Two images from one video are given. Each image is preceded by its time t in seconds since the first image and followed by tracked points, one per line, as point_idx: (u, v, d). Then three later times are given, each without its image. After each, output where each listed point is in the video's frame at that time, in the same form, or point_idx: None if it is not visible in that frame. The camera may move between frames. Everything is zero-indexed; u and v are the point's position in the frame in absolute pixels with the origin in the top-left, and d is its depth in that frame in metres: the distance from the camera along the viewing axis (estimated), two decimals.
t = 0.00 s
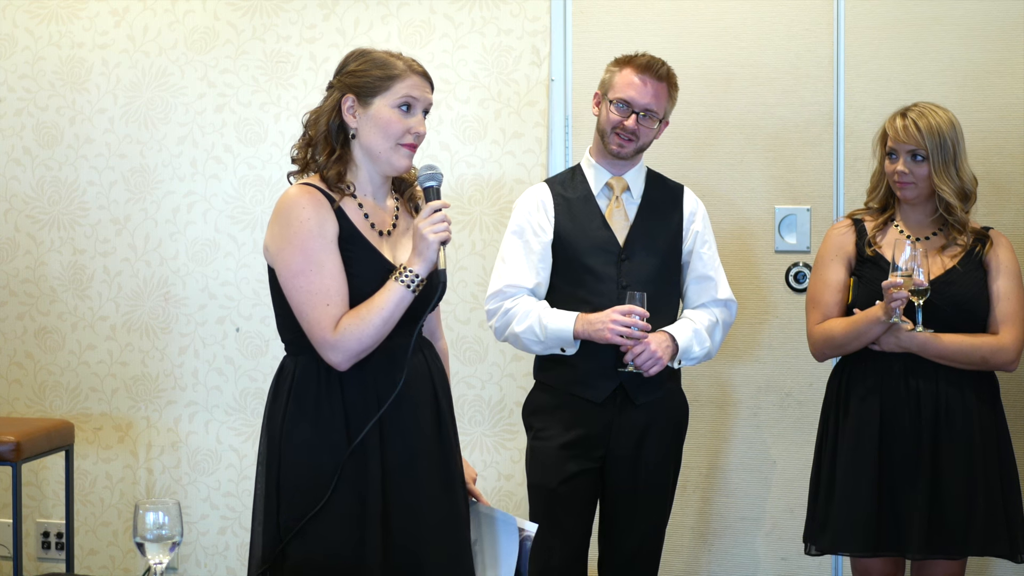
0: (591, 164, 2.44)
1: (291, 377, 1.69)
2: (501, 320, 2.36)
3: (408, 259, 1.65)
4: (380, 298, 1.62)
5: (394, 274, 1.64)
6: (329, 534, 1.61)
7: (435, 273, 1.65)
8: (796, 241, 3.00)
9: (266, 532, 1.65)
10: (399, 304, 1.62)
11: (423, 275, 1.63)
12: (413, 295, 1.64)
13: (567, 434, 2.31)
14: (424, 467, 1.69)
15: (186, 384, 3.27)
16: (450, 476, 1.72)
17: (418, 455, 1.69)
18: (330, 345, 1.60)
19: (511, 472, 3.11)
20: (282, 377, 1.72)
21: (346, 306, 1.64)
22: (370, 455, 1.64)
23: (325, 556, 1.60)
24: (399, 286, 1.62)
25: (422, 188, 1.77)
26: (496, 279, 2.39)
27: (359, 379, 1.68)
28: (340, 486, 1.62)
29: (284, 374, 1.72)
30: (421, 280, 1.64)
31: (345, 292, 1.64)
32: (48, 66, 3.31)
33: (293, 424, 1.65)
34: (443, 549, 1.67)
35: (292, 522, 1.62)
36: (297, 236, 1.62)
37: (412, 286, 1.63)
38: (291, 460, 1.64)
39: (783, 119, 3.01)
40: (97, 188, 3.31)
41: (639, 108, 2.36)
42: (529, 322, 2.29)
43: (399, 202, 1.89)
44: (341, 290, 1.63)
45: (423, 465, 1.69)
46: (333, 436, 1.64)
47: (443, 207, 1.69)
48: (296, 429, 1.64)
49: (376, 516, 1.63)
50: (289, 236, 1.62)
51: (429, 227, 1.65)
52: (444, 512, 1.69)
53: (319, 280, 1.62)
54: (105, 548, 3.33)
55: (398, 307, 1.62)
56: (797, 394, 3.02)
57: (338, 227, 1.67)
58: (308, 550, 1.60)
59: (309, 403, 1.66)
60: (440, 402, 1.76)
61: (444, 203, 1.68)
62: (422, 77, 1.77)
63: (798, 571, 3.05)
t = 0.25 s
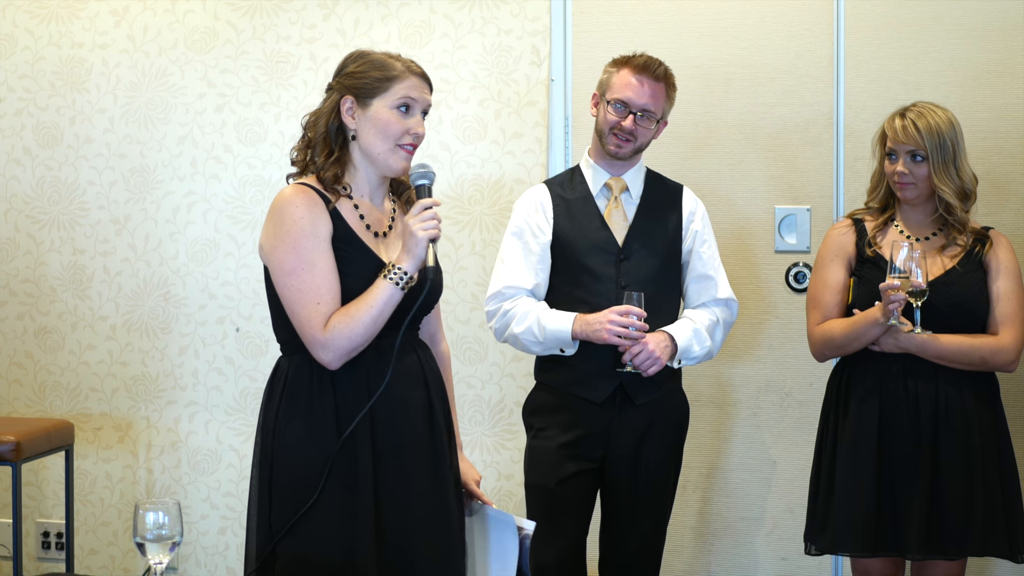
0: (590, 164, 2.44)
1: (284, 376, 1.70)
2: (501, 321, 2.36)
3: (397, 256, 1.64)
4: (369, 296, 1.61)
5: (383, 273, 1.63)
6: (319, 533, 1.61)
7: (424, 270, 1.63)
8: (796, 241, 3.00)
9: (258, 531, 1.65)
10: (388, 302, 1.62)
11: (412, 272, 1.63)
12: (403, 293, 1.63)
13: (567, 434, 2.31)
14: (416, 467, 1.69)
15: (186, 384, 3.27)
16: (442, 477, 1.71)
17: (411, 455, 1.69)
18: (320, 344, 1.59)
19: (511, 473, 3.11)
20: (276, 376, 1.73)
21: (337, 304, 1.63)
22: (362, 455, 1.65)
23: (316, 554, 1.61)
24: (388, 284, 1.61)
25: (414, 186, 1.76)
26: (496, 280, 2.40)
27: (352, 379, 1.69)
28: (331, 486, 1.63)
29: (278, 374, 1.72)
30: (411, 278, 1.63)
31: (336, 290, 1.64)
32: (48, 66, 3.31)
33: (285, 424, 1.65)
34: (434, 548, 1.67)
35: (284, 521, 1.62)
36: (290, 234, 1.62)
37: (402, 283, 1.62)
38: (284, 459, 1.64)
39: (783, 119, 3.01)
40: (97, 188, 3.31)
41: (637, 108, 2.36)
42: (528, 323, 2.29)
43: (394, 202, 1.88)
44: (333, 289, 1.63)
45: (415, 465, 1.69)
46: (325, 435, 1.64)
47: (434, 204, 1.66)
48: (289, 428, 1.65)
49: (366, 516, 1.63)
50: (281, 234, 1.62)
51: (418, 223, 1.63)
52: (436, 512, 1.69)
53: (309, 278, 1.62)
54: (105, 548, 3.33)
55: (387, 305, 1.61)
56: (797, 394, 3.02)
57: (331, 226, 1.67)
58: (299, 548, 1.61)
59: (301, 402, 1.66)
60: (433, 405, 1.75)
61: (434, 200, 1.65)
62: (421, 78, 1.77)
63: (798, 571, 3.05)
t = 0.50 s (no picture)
0: (589, 164, 2.44)
1: (281, 377, 1.70)
2: (500, 321, 2.36)
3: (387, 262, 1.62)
4: (356, 302, 1.61)
5: (372, 278, 1.62)
6: (314, 534, 1.62)
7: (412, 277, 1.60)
8: (796, 241, 3.00)
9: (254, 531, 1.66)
10: (375, 308, 1.61)
11: (401, 279, 1.60)
12: (391, 299, 1.61)
13: (566, 433, 2.31)
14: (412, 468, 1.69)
15: (186, 384, 3.27)
16: (438, 478, 1.71)
17: (406, 457, 1.69)
18: (306, 348, 1.61)
19: (511, 473, 3.11)
20: (274, 377, 1.73)
21: (326, 309, 1.65)
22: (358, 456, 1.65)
23: (310, 555, 1.61)
24: (376, 291, 1.60)
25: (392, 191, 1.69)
26: (496, 281, 2.39)
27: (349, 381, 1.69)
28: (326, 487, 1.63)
29: (275, 374, 1.73)
30: (399, 284, 1.61)
31: (326, 295, 1.65)
32: (48, 66, 3.31)
33: (281, 425, 1.65)
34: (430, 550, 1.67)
35: (279, 521, 1.63)
36: (282, 238, 1.64)
37: (390, 291, 1.60)
38: (279, 460, 1.64)
39: (783, 120, 3.01)
40: (97, 188, 3.31)
41: (634, 107, 2.35)
42: (528, 323, 2.29)
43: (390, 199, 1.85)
44: (322, 293, 1.64)
45: (410, 467, 1.69)
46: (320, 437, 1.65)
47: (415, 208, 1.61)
48: (285, 429, 1.65)
49: (361, 517, 1.63)
50: (274, 237, 1.65)
51: (400, 230, 1.58)
52: (431, 514, 1.69)
53: (299, 282, 1.63)
54: (105, 548, 3.33)
55: (374, 310, 1.60)
56: (797, 394, 3.02)
57: (325, 230, 1.68)
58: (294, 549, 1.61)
59: (297, 403, 1.66)
60: (430, 408, 1.75)
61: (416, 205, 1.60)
62: (397, 68, 1.75)
63: (798, 571, 3.05)
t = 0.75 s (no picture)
0: (589, 164, 2.44)
1: (280, 378, 1.71)
2: (500, 320, 2.36)
3: (372, 262, 1.62)
4: (341, 305, 1.61)
5: (357, 281, 1.62)
6: (309, 533, 1.62)
7: (395, 278, 1.60)
8: (796, 241, 3.00)
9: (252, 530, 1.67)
10: (360, 310, 1.61)
11: (386, 280, 1.61)
12: (377, 301, 1.62)
13: (566, 433, 2.31)
14: (408, 469, 1.68)
15: (186, 384, 3.27)
16: (434, 479, 1.71)
17: (403, 457, 1.68)
18: (293, 351, 1.62)
19: (511, 473, 3.11)
20: (273, 377, 1.74)
21: (314, 312, 1.65)
22: (353, 456, 1.65)
23: (306, 555, 1.62)
24: (360, 292, 1.60)
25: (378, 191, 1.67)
26: (496, 280, 2.40)
27: (346, 381, 1.69)
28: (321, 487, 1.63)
29: (274, 375, 1.73)
30: (385, 285, 1.61)
31: (315, 298, 1.65)
32: (48, 66, 3.31)
33: (278, 425, 1.66)
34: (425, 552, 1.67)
35: (275, 521, 1.64)
36: (272, 241, 1.65)
37: (375, 293, 1.61)
38: (276, 459, 1.65)
39: (783, 120, 3.01)
40: (97, 188, 3.31)
41: (635, 108, 2.35)
42: (527, 323, 2.29)
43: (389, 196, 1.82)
44: (311, 297, 1.65)
45: (407, 467, 1.69)
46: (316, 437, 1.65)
47: (397, 210, 1.60)
48: (281, 430, 1.66)
49: (357, 517, 1.63)
50: (265, 241, 1.66)
51: (379, 231, 1.56)
52: (427, 514, 1.69)
53: (288, 285, 1.64)
54: (105, 548, 3.33)
55: (358, 313, 1.61)
56: (797, 394, 3.02)
57: (316, 234, 1.69)
58: (290, 548, 1.62)
59: (294, 404, 1.67)
60: (428, 410, 1.73)
61: (397, 206, 1.58)
62: (376, 73, 1.74)
63: (798, 571, 3.05)
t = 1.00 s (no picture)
0: (590, 164, 2.44)
1: (275, 377, 1.71)
2: (500, 320, 2.36)
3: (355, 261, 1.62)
4: (326, 304, 1.61)
5: (342, 279, 1.62)
6: (299, 532, 1.63)
7: (378, 276, 1.60)
8: (796, 241, 3.00)
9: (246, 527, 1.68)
10: (345, 308, 1.61)
11: (370, 279, 1.60)
12: (362, 300, 1.62)
13: (567, 433, 2.31)
14: (399, 470, 1.68)
15: (186, 384, 3.27)
16: (425, 481, 1.69)
17: (394, 459, 1.68)
18: (280, 350, 1.63)
19: (511, 473, 3.11)
20: (269, 376, 1.74)
21: (303, 311, 1.66)
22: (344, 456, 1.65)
23: (296, 553, 1.63)
24: (344, 292, 1.60)
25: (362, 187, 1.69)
26: (496, 280, 2.40)
27: (337, 381, 1.69)
28: (311, 487, 1.64)
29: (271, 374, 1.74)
30: (369, 285, 1.61)
31: (303, 297, 1.66)
32: (48, 66, 3.31)
33: (271, 424, 1.67)
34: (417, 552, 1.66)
35: (267, 519, 1.64)
36: (263, 241, 1.66)
37: (360, 292, 1.60)
38: (268, 458, 1.65)
39: (783, 120, 3.01)
40: (97, 188, 3.31)
41: (635, 108, 2.35)
42: (528, 323, 2.29)
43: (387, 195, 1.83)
44: (299, 297, 1.65)
45: (397, 468, 1.68)
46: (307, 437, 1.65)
47: (379, 209, 1.61)
48: (274, 429, 1.66)
49: (346, 517, 1.63)
50: (256, 241, 1.66)
51: (361, 230, 1.58)
52: (418, 516, 1.67)
53: (277, 285, 1.65)
54: (105, 548, 3.33)
55: (343, 312, 1.61)
56: (797, 394, 3.02)
57: (307, 233, 1.69)
58: (280, 547, 1.63)
59: (286, 403, 1.67)
60: (421, 413, 1.71)
61: (378, 204, 1.59)
62: (372, 80, 1.73)
63: (798, 571, 3.05)
